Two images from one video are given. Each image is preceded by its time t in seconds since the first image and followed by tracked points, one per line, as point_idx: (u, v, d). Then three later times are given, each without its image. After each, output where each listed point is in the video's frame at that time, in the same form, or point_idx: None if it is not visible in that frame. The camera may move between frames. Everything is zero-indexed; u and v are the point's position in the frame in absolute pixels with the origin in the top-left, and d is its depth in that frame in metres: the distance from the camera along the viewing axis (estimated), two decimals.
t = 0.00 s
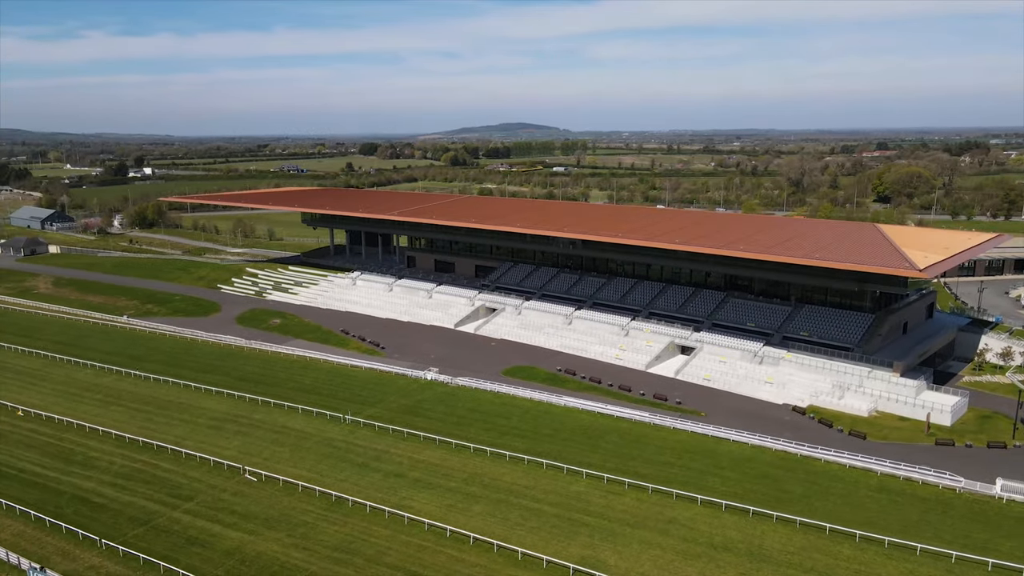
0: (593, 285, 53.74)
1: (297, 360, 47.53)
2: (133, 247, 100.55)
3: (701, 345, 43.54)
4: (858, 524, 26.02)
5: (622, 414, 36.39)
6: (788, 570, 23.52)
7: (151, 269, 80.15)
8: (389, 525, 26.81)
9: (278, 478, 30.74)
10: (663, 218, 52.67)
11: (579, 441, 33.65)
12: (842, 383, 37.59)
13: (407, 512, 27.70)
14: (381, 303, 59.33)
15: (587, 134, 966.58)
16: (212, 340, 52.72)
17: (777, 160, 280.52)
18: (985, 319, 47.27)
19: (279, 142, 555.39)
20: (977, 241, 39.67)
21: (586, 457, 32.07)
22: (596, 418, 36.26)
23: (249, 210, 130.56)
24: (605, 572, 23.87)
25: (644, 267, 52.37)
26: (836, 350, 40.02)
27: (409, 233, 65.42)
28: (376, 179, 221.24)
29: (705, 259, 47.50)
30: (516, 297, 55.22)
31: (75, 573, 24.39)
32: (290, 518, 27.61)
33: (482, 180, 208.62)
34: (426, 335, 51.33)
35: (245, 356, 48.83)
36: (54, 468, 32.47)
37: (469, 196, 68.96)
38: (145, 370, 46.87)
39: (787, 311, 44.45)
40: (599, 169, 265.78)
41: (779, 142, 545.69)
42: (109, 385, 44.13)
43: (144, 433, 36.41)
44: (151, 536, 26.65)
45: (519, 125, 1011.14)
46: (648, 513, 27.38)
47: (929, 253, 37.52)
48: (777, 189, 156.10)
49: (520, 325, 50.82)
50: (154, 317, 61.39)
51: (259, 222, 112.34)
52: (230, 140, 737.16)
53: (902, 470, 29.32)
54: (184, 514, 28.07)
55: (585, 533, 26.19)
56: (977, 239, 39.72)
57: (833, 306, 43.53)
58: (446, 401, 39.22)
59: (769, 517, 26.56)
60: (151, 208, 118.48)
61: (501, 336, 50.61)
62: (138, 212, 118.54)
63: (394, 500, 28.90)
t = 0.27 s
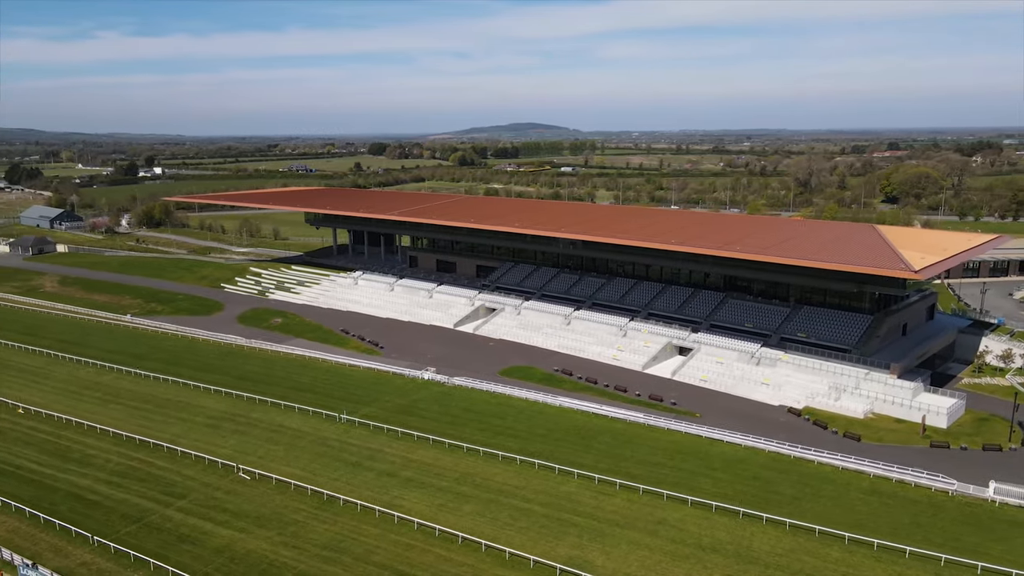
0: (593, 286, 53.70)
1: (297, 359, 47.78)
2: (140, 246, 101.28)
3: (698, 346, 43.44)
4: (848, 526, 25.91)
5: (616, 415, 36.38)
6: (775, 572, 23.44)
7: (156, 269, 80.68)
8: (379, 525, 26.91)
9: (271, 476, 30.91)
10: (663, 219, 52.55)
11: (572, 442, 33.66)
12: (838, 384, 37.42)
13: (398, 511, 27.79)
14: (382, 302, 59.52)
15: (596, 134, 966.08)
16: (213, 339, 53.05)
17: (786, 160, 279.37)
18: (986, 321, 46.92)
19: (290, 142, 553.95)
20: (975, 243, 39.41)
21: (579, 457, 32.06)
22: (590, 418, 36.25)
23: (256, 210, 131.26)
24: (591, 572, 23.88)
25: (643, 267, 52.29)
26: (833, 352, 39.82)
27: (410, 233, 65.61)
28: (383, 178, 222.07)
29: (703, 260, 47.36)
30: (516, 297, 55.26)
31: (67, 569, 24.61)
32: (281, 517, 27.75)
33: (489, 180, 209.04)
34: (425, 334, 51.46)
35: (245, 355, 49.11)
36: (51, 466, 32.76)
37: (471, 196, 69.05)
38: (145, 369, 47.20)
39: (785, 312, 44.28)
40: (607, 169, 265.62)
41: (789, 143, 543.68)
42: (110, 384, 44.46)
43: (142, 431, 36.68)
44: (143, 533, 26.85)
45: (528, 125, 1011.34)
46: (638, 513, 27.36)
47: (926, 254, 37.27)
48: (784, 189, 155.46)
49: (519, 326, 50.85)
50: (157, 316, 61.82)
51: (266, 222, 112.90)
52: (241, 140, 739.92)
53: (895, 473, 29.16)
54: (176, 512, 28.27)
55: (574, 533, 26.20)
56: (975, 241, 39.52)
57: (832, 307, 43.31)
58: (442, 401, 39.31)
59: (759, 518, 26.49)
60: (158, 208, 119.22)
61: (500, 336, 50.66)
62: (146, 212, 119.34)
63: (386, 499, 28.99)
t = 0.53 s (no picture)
0: (592, 286, 53.66)
1: (295, 358, 47.99)
2: (146, 245, 101.93)
3: (696, 347, 43.35)
4: (837, 528, 25.82)
5: (610, 415, 36.37)
6: (761, 573, 23.40)
7: (161, 268, 81.19)
8: (369, 523, 27.01)
9: (264, 475, 31.08)
10: (663, 219, 52.43)
11: (565, 442, 33.68)
12: (834, 386, 37.26)
13: (388, 510, 27.89)
14: (382, 302, 59.72)
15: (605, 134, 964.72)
16: (214, 338, 53.38)
17: (794, 160, 278.14)
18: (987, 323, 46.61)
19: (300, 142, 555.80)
20: (974, 244, 39.10)
21: (571, 458, 32.07)
22: (584, 419, 36.25)
23: (263, 210, 131.83)
24: (578, 572, 23.89)
25: (642, 268, 52.21)
26: (830, 353, 39.66)
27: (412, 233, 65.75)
28: (390, 178, 222.39)
29: (702, 260, 47.24)
30: (515, 297, 55.31)
31: (58, 565, 24.84)
32: (272, 515, 27.91)
33: (496, 180, 209.07)
34: (424, 334, 51.60)
35: (245, 354, 49.39)
36: (48, 463, 33.05)
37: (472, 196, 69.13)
38: (146, 367, 47.53)
39: (783, 312, 44.12)
40: (614, 169, 265.15)
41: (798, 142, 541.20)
42: (110, 382, 44.81)
43: (139, 429, 36.95)
44: (135, 530, 27.06)
45: (537, 125, 1011.02)
46: (627, 514, 27.34)
47: (923, 255, 37.02)
48: (791, 189, 154.74)
49: (517, 326, 50.90)
50: (160, 315, 62.22)
51: (271, 222, 113.37)
52: (250, 140, 742.66)
53: (887, 475, 29.03)
54: (168, 510, 28.48)
55: (562, 533, 26.22)
56: (974, 241, 39.29)
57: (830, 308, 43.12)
58: (438, 400, 39.41)
59: (748, 519, 26.44)
60: (165, 207, 119.91)
61: (499, 335, 50.73)
62: (153, 211, 120.05)
63: (376, 498, 29.09)
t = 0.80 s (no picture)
0: (591, 286, 53.60)
1: (294, 357, 48.19)
2: (152, 244, 102.57)
3: (693, 347, 43.25)
4: (826, 529, 25.72)
5: (605, 416, 36.33)
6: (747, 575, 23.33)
7: (166, 266, 81.68)
8: (358, 522, 27.11)
9: (257, 473, 31.24)
10: (662, 220, 52.32)
11: (558, 442, 33.67)
12: (830, 387, 37.10)
13: (378, 509, 27.98)
14: (383, 301, 59.89)
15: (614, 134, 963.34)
16: (214, 337, 53.67)
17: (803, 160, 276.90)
18: (988, 324, 46.25)
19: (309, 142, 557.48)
20: (972, 248, 38.84)
21: (563, 458, 32.06)
22: (578, 419, 36.24)
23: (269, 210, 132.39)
24: (565, 572, 23.87)
25: (641, 268, 52.11)
26: (827, 354, 39.48)
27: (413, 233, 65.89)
28: (398, 177, 222.89)
29: (700, 261, 47.10)
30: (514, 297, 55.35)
31: (49, 561, 25.03)
32: (263, 513, 28.05)
33: (503, 180, 209.19)
34: (423, 334, 51.70)
35: (245, 353, 49.62)
36: (44, 460, 33.32)
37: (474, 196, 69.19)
38: (146, 365, 47.83)
39: (781, 313, 43.95)
40: (622, 169, 264.77)
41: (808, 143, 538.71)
42: (110, 380, 45.13)
43: (136, 427, 37.19)
44: (127, 527, 27.26)
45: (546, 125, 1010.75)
46: (616, 514, 27.31)
47: (919, 258, 36.79)
48: (799, 189, 154.07)
49: (516, 326, 50.92)
50: (162, 314, 62.60)
51: (277, 222, 113.87)
52: (261, 140, 745.61)
53: (880, 477, 28.88)
54: (161, 507, 28.66)
55: (551, 533, 26.22)
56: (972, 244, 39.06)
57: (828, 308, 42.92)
58: (433, 400, 39.49)
59: (737, 521, 26.37)
60: (172, 207, 120.62)
61: (497, 335, 50.76)
62: (161, 211, 120.76)
63: (367, 497, 29.18)
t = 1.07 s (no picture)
0: (591, 286, 53.55)
1: (293, 356, 48.41)
2: (159, 243, 103.24)
3: (690, 348, 43.13)
4: (815, 531, 25.61)
5: (599, 416, 36.30)
6: None
7: (171, 265, 82.22)
8: (347, 521, 27.21)
9: (250, 471, 31.41)
10: (661, 220, 52.19)
11: (550, 442, 33.67)
12: (826, 388, 36.92)
13: (368, 508, 28.07)
14: (384, 301, 60.07)
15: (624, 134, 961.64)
16: (215, 335, 53.98)
17: (813, 160, 275.51)
18: (990, 326, 45.89)
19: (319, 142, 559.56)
20: (969, 248, 38.54)
21: (555, 458, 32.05)
22: (572, 419, 36.23)
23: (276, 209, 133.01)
24: (550, 572, 23.86)
25: (641, 268, 52.01)
26: (824, 355, 39.30)
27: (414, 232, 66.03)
28: (405, 177, 223.41)
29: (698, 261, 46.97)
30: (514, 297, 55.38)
31: (40, 557, 25.27)
32: (254, 511, 28.20)
33: (510, 180, 209.37)
34: (422, 333, 51.82)
35: (244, 351, 49.88)
36: (41, 457, 33.62)
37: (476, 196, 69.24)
38: (147, 364, 48.19)
39: (779, 314, 43.77)
40: (630, 169, 264.42)
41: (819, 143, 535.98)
42: (110, 378, 45.48)
43: (133, 424, 37.47)
44: (119, 524, 27.48)
45: (555, 125, 1010.27)
46: (605, 515, 27.27)
47: (916, 258, 36.57)
48: (807, 189, 153.33)
49: (515, 325, 50.94)
50: (165, 312, 63.03)
51: (282, 221, 114.43)
52: (271, 139, 748.79)
53: (872, 478, 28.72)
54: (153, 504, 28.87)
55: (539, 533, 26.22)
56: (970, 245, 38.72)
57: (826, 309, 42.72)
58: (429, 399, 39.58)
59: (726, 522, 26.31)
60: (179, 206, 121.48)
61: (496, 335, 50.80)
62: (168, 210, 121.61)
63: (358, 495, 29.28)
